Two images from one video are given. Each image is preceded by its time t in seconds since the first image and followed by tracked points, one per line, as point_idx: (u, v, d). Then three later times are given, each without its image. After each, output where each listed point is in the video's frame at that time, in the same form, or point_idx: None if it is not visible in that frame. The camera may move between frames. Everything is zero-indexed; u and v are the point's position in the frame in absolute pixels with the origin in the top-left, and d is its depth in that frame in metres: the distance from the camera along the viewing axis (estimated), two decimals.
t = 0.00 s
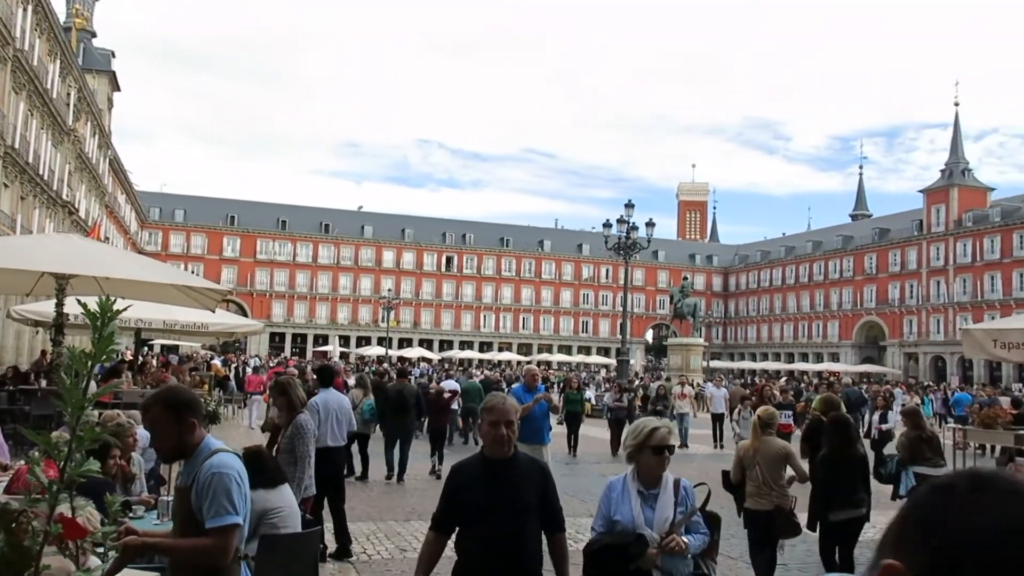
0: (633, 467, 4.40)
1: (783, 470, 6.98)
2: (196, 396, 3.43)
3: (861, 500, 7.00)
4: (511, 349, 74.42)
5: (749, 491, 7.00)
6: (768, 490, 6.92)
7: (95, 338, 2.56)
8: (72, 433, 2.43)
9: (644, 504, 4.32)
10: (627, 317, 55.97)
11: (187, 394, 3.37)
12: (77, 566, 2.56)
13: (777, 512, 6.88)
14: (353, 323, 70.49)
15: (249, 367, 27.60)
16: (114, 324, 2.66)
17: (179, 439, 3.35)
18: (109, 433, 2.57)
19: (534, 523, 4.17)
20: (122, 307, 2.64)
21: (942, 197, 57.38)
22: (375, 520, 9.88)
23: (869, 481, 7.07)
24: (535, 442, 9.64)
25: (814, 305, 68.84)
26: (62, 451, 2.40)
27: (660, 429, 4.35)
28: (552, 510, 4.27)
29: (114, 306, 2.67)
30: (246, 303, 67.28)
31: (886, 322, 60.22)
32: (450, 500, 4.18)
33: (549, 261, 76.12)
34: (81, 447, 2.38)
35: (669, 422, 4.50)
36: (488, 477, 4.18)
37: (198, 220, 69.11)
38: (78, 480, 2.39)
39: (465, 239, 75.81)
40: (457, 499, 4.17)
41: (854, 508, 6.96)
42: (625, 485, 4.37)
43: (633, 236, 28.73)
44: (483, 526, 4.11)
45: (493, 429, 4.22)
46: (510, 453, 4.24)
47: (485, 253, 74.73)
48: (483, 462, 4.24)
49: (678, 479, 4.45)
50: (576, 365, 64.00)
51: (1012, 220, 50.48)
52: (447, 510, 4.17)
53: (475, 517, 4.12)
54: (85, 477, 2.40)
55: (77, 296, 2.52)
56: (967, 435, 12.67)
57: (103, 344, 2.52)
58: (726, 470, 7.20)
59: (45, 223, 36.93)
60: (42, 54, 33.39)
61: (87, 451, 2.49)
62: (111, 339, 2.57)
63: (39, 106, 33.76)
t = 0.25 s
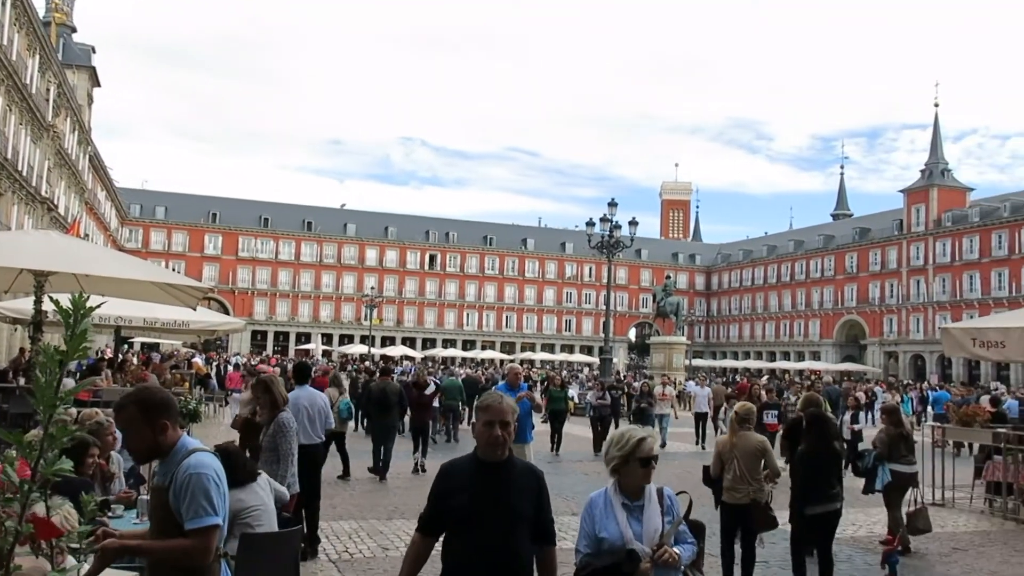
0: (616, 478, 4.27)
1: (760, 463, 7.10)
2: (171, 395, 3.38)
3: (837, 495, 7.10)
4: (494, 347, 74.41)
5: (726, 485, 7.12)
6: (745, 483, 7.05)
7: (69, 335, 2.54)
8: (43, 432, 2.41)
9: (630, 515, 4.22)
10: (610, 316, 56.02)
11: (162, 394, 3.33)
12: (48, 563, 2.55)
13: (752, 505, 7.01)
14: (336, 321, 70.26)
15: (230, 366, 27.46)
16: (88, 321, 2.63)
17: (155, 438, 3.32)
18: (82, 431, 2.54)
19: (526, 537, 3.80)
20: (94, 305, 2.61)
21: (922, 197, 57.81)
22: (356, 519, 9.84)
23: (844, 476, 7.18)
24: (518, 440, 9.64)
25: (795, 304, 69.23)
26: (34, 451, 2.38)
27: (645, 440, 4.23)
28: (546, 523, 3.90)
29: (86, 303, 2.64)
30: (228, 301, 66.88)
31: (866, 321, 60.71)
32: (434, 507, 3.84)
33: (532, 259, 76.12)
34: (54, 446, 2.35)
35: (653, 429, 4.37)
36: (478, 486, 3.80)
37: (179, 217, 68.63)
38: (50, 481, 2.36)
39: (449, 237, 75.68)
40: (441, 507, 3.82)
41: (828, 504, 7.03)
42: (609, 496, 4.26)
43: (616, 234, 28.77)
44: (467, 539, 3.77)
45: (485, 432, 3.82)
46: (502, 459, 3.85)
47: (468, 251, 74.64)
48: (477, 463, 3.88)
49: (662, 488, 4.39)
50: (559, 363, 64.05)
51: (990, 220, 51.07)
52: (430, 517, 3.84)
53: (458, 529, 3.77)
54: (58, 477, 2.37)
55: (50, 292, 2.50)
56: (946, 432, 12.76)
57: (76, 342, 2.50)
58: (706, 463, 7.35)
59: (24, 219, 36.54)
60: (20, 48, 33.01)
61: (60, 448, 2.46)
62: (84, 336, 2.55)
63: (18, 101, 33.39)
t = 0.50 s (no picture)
0: (602, 478, 4.22)
1: (732, 462, 7.14)
2: (148, 393, 3.36)
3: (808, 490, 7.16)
4: (477, 346, 74.40)
5: (700, 482, 7.17)
6: (717, 481, 7.11)
7: (42, 332, 2.53)
8: (15, 430, 2.38)
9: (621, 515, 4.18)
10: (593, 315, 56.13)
11: (138, 392, 3.30)
12: (20, 567, 2.53)
13: (724, 504, 7.07)
14: (318, 319, 70.05)
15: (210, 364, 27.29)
16: (60, 317, 2.63)
17: (133, 437, 3.30)
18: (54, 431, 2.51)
19: (513, 539, 3.69)
20: (68, 301, 2.60)
21: (903, 198, 58.19)
22: (338, 517, 9.82)
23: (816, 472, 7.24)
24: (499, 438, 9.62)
25: (777, 303, 69.62)
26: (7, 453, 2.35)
27: (636, 437, 4.18)
28: (536, 527, 3.75)
29: (59, 300, 2.63)
30: (209, 299, 66.52)
31: (847, 320, 61.13)
32: (418, 508, 3.72)
33: (515, 258, 76.17)
34: (27, 445, 2.34)
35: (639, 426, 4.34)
36: (464, 488, 3.68)
37: (160, 215, 68.09)
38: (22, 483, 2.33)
39: (432, 235, 75.52)
40: (426, 508, 3.71)
41: (800, 500, 7.08)
42: (595, 495, 4.20)
43: (599, 234, 28.83)
44: (452, 542, 3.64)
45: (471, 431, 3.71)
46: (490, 460, 3.73)
47: (451, 249, 74.57)
48: (464, 463, 3.77)
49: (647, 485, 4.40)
50: (542, 362, 64.09)
51: (970, 221, 51.59)
52: (414, 520, 3.73)
53: (444, 532, 3.65)
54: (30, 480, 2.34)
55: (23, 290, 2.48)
56: (924, 430, 12.91)
57: (49, 339, 2.49)
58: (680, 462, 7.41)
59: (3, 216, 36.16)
60: None
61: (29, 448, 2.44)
62: (57, 334, 2.54)
63: None
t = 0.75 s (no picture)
0: (601, 491, 3.93)
1: (699, 459, 7.44)
2: (128, 392, 3.34)
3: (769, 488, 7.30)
4: (460, 345, 74.39)
5: (670, 477, 7.54)
6: (686, 476, 7.47)
7: (16, 333, 2.49)
8: None
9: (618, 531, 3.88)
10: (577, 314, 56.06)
11: (116, 391, 3.28)
12: None
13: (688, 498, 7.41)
14: (301, 317, 69.78)
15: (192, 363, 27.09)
16: (33, 317, 2.58)
17: (113, 436, 3.28)
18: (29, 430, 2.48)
19: (495, 551, 3.56)
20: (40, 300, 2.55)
21: (885, 198, 58.63)
22: (320, 516, 9.79)
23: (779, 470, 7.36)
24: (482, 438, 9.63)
25: (760, 303, 69.96)
26: None
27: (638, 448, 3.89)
28: (517, 540, 3.63)
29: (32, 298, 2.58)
30: (191, 297, 66.09)
31: (829, 319, 61.53)
32: (395, 525, 3.57)
33: (499, 257, 76.25)
34: None
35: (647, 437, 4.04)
36: (441, 504, 3.53)
37: (142, 212, 67.52)
38: None
39: (416, 233, 75.34)
40: (402, 525, 3.55)
41: (760, 496, 7.25)
42: (591, 506, 3.92)
43: (583, 233, 28.86)
44: (430, 558, 3.50)
45: (444, 443, 3.56)
46: (467, 472, 3.59)
47: (435, 248, 74.49)
48: (439, 475, 3.62)
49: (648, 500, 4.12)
50: (526, 361, 64.15)
51: (950, 221, 52.06)
52: (391, 540, 3.57)
53: (422, 551, 3.50)
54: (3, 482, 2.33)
55: None
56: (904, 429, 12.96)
57: (23, 340, 2.46)
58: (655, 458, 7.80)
59: None
60: None
61: (1, 448, 2.42)
62: (31, 334, 2.51)
63: None
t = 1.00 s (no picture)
0: (606, 490, 3.77)
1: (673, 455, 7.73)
2: (108, 389, 3.32)
3: (740, 484, 7.46)
4: (444, 344, 74.33)
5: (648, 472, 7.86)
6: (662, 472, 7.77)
7: None
8: None
9: (623, 536, 3.70)
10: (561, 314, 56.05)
11: (98, 388, 3.28)
12: None
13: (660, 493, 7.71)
14: (284, 316, 69.53)
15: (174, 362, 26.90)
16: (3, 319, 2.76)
17: (94, 434, 3.27)
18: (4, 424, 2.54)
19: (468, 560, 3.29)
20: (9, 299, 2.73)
21: (867, 198, 58.98)
22: (303, 515, 9.75)
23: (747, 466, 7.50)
24: (466, 436, 9.63)
25: (743, 302, 70.24)
26: None
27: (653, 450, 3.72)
28: (492, 540, 3.38)
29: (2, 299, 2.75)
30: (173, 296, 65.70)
31: (812, 319, 61.93)
32: (356, 536, 3.28)
33: (483, 255, 76.22)
34: None
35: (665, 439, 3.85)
36: (408, 511, 3.25)
37: (123, 209, 66.99)
38: None
39: (400, 232, 75.14)
40: (365, 532, 3.27)
41: (731, 489, 7.39)
42: (595, 506, 3.77)
43: (567, 232, 28.90)
44: (393, 567, 3.23)
45: (406, 446, 3.26)
46: (433, 474, 3.30)
47: (419, 246, 74.34)
48: (401, 480, 3.33)
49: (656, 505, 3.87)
50: (510, 360, 64.16)
51: (931, 221, 52.47)
52: (354, 556, 3.27)
53: (390, 565, 3.22)
54: None
55: None
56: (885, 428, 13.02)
57: None
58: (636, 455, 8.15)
59: None
60: None
61: None
62: None
63: None
